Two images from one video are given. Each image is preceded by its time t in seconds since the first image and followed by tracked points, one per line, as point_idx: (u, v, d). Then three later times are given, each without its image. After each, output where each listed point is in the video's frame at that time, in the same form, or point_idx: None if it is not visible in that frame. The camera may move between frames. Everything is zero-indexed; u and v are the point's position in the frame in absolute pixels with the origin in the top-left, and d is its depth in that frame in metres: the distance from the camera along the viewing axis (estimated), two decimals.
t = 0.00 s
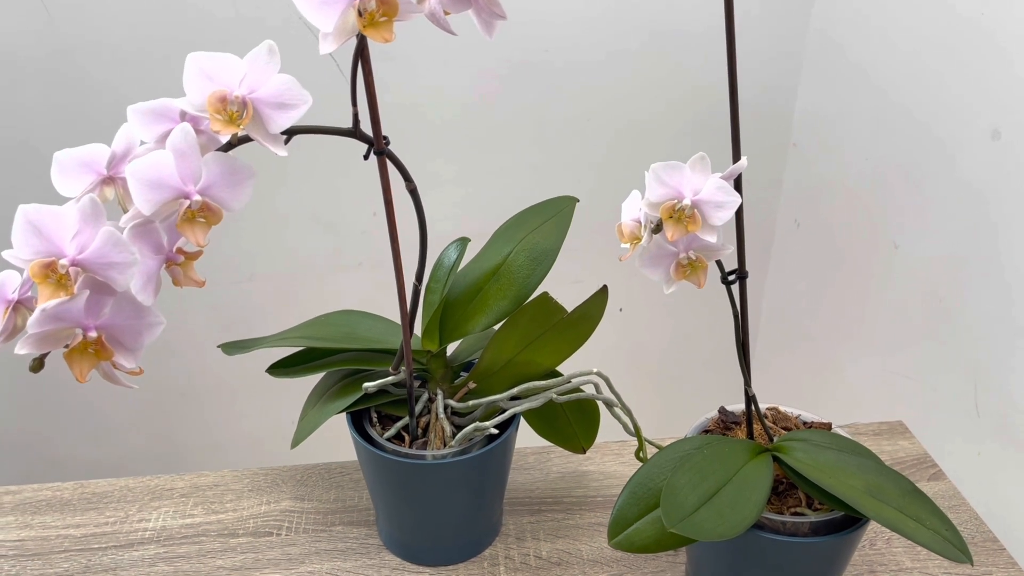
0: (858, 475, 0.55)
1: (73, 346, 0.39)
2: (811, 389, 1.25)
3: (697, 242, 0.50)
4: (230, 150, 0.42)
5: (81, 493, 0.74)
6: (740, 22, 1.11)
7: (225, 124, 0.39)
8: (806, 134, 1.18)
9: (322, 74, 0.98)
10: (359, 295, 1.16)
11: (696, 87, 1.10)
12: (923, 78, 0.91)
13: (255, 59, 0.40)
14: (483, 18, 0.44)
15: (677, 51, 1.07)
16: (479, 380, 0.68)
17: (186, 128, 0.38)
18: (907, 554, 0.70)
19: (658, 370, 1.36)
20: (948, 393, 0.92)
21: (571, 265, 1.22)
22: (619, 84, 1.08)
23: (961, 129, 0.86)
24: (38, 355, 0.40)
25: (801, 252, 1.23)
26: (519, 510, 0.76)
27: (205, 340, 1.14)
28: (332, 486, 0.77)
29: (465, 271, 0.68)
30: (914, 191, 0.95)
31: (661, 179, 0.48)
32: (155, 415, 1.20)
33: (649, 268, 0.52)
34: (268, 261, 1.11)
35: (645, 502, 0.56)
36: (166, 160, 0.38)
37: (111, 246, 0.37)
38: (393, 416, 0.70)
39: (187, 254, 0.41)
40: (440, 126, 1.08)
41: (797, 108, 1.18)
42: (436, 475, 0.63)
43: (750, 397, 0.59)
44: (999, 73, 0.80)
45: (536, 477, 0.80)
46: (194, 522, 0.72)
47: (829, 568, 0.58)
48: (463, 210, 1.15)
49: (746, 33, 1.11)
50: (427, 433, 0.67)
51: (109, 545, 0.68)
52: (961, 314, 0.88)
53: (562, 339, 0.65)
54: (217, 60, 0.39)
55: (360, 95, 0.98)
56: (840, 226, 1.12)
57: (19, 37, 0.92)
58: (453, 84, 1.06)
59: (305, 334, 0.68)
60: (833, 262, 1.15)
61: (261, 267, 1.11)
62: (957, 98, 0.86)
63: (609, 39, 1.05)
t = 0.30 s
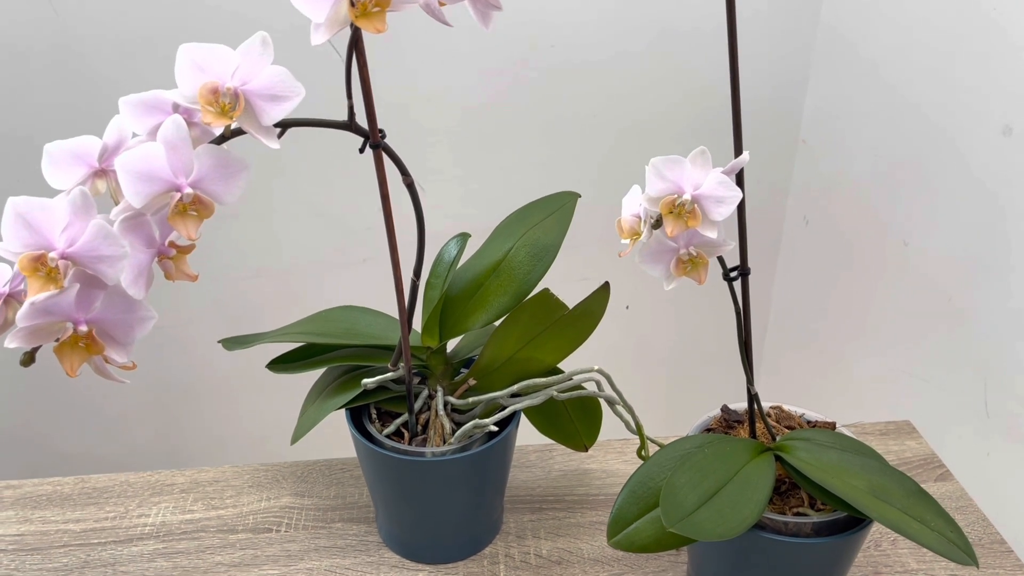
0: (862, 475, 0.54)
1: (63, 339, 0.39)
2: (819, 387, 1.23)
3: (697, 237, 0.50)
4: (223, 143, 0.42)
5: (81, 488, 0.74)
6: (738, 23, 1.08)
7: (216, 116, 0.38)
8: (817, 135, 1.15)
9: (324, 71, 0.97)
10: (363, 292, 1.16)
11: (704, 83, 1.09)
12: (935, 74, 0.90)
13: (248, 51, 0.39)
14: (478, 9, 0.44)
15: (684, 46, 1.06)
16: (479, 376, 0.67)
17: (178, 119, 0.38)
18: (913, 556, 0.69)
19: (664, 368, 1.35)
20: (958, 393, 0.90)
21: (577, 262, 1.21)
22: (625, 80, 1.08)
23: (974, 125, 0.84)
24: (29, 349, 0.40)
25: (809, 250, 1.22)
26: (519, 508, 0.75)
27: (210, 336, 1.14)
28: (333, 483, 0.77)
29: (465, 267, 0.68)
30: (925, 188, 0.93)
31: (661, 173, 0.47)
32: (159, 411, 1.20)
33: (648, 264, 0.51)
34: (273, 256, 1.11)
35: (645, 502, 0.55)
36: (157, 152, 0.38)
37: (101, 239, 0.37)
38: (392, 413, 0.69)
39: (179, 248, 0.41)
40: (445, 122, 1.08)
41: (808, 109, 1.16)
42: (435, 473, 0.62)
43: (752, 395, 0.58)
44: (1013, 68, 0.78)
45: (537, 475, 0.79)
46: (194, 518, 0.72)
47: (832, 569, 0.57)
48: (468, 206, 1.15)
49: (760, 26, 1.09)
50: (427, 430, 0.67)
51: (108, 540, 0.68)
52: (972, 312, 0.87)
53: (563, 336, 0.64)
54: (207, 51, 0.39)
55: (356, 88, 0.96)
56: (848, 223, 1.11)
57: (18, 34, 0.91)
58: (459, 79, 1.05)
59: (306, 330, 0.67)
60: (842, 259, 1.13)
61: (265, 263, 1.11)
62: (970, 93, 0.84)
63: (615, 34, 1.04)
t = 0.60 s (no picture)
0: (865, 475, 0.53)
1: (54, 333, 0.38)
2: (827, 386, 1.22)
3: (697, 233, 0.49)
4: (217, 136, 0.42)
5: (82, 482, 0.74)
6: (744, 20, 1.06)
7: (207, 108, 0.38)
8: (826, 134, 1.13)
9: (326, 67, 0.96)
10: (367, 289, 1.16)
11: (711, 78, 1.08)
12: (945, 69, 0.88)
13: (240, 43, 0.39)
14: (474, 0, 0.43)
15: (689, 42, 1.05)
16: (479, 373, 0.67)
17: (169, 111, 0.37)
18: (918, 557, 0.68)
19: (669, 367, 1.35)
20: (967, 393, 0.89)
21: (582, 259, 1.20)
22: (631, 75, 1.07)
23: (985, 121, 0.83)
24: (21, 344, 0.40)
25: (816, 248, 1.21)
26: (520, 505, 0.75)
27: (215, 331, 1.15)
28: (333, 479, 0.77)
29: (465, 263, 0.67)
30: (936, 184, 0.92)
31: (659, 167, 0.47)
32: (164, 406, 1.21)
33: (648, 259, 0.51)
34: (277, 252, 1.11)
35: (644, 501, 0.54)
36: (148, 144, 0.37)
37: (92, 232, 0.36)
38: (392, 409, 0.69)
39: (172, 241, 0.40)
40: (449, 117, 1.07)
41: (817, 107, 1.14)
42: (434, 470, 0.62)
43: (754, 394, 0.57)
44: None
45: (539, 473, 0.79)
46: (193, 513, 0.72)
47: (834, 569, 0.56)
48: (472, 202, 1.14)
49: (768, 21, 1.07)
50: (426, 427, 0.66)
51: (108, 535, 0.68)
52: (981, 310, 0.86)
53: (563, 332, 0.64)
54: (201, 43, 0.38)
55: (350, 81, 0.96)
56: (857, 220, 1.09)
57: (18, 32, 0.91)
58: (463, 75, 1.04)
59: (306, 325, 0.67)
60: (850, 257, 1.12)
61: (269, 258, 1.11)
62: (981, 88, 0.83)
63: (621, 29, 1.03)
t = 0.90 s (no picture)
0: (868, 477, 0.52)
1: (45, 328, 0.38)
2: (835, 386, 1.21)
3: (698, 230, 0.48)
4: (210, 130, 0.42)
5: (82, 478, 0.74)
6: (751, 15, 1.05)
7: (199, 101, 0.37)
8: (836, 132, 1.12)
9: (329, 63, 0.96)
10: (371, 286, 1.15)
11: (717, 74, 1.07)
12: (955, 65, 0.87)
13: (232, 36, 0.39)
14: None
15: (695, 38, 1.04)
16: (479, 371, 0.66)
17: (161, 105, 0.38)
18: (924, 560, 0.67)
19: (675, 365, 1.34)
20: (976, 393, 0.88)
21: (587, 256, 1.20)
22: (636, 71, 1.06)
23: (995, 118, 0.81)
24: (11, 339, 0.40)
25: (824, 246, 1.19)
26: (521, 504, 0.74)
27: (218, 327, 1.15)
28: (334, 476, 0.77)
29: (465, 259, 0.67)
30: (945, 182, 0.91)
31: (659, 163, 0.46)
32: (168, 401, 1.21)
33: (648, 257, 0.50)
34: (281, 248, 1.10)
35: (644, 501, 0.54)
36: (139, 137, 0.37)
37: (82, 226, 0.36)
38: (391, 407, 0.69)
39: (163, 236, 0.40)
40: (453, 114, 1.07)
41: (825, 104, 1.13)
42: (432, 468, 0.61)
43: (756, 394, 0.57)
44: None
45: (540, 472, 0.78)
46: (193, 510, 0.71)
47: (837, 572, 0.56)
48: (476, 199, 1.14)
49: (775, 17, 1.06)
50: (426, 425, 0.66)
51: (107, 531, 0.68)
52: (991, 310, 0.85)
53: (563, 330, 0.63)
54: (193, 36, 0.38)
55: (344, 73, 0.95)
56: (865, 219, 1.08)
57: (21, 28, 0.91)
58: (466, 71, 1.04)
59: (306, 321, 0.67)
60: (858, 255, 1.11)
61: (272, 254, 1.11)
62: (992, 85, 0.82)
63: (626, 24, 1.02)
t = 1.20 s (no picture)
0: (868, 480, 0.52)
1: (34, 327, 0.38)
2: (840, 387, 1.20)
3: (695, 230, 0.48)
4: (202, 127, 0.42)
5: (81, 475, 0.75)
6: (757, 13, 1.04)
7: (189, 99, 0.37)
8: (843, 130, 1.10)
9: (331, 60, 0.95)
10: (373, 284, 1.15)
11: (722, 72, 1.06)
12: (963, 63, 0.86)
13: (224, 32, 0.38)
14: None
15: (700, 36, 1.03)
16: (476, 370, 0.66)
17: (151, 102, 0.38)
18: (925, 564, 0.66)
19: (679, 365, 1.33)
20: (983, 395, 0.87)
21: (590, 255, 1.19)
22: (640, 70, 1.05)
23: (1003, 118, 0.80)
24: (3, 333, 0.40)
25: (830, 246, 1.18)
26: (520, 505, 0.74)
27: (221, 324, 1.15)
28: (332, 475, 0.76)
29: (464, 258, 0.66)
30: (952, 182, 0.90)
31: (655, 162, 0.46)
32: (171, 398, 1.21)
33: (644, 257, 0.49)
34: (283, 246, 1.10)
35: (641, 503, 0.53)
36: (129, 135, 0.37)
37: (71, 224, 0.36)
38: (388, 406, 0.69)
39: (154, 234, 0.41)
40: (456, 112, 1.06)
41: (832, 102, 1.11)
42: (429, 468, 0.61)
43: (755, 395, 0.56)
44: None
45: (539, 472, 0.78)
46: (191, 507, 0.71)
47: None
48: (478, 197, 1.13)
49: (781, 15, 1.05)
50: (423, 425, 0.66)
51: (105, 528, 0.68)
52: (998, 311, 0.84)
53: (561, 330, 0.63)
54: (183, 32, 0.38)
55: (338, 69, 0.95)
56: (871, 218, 1.07)
57: (23, 25, 0.91)
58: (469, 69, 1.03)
59: (304, 319, 0.66)
60: (864, 255, 1.10)
61: (275, 252, 1.11)
62: (1001, 84, 0.80)
63: (630, 22, 1.01)
